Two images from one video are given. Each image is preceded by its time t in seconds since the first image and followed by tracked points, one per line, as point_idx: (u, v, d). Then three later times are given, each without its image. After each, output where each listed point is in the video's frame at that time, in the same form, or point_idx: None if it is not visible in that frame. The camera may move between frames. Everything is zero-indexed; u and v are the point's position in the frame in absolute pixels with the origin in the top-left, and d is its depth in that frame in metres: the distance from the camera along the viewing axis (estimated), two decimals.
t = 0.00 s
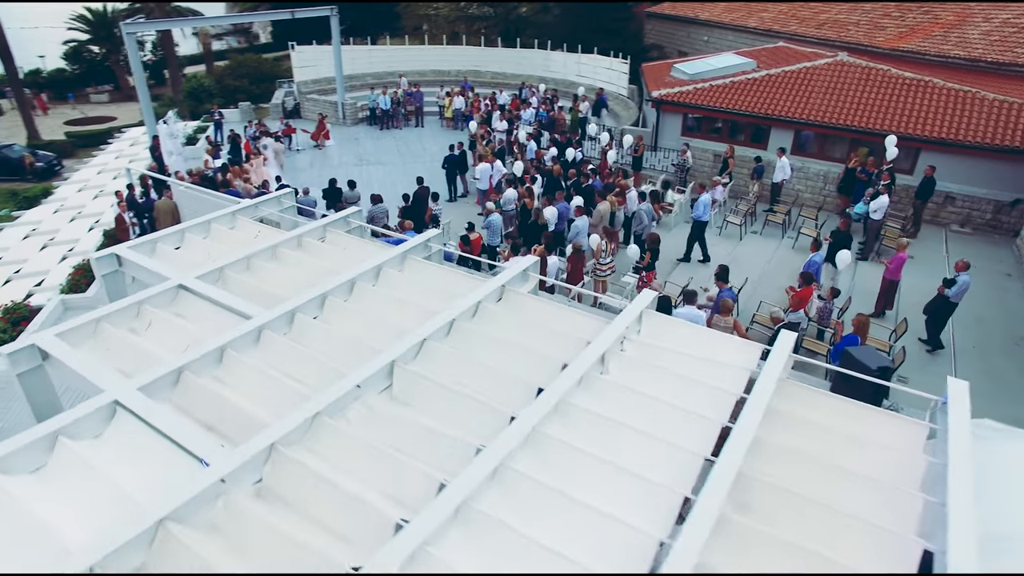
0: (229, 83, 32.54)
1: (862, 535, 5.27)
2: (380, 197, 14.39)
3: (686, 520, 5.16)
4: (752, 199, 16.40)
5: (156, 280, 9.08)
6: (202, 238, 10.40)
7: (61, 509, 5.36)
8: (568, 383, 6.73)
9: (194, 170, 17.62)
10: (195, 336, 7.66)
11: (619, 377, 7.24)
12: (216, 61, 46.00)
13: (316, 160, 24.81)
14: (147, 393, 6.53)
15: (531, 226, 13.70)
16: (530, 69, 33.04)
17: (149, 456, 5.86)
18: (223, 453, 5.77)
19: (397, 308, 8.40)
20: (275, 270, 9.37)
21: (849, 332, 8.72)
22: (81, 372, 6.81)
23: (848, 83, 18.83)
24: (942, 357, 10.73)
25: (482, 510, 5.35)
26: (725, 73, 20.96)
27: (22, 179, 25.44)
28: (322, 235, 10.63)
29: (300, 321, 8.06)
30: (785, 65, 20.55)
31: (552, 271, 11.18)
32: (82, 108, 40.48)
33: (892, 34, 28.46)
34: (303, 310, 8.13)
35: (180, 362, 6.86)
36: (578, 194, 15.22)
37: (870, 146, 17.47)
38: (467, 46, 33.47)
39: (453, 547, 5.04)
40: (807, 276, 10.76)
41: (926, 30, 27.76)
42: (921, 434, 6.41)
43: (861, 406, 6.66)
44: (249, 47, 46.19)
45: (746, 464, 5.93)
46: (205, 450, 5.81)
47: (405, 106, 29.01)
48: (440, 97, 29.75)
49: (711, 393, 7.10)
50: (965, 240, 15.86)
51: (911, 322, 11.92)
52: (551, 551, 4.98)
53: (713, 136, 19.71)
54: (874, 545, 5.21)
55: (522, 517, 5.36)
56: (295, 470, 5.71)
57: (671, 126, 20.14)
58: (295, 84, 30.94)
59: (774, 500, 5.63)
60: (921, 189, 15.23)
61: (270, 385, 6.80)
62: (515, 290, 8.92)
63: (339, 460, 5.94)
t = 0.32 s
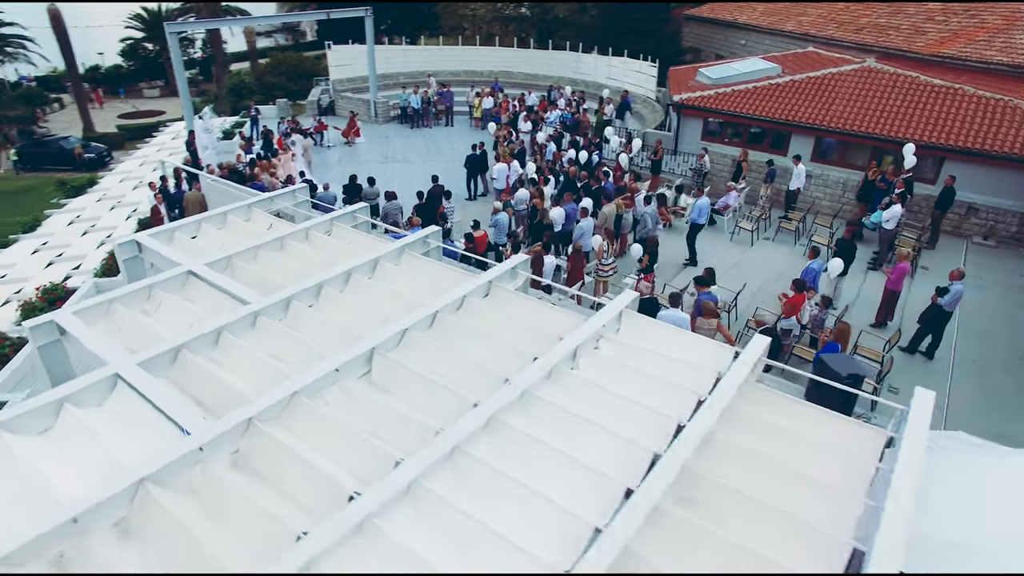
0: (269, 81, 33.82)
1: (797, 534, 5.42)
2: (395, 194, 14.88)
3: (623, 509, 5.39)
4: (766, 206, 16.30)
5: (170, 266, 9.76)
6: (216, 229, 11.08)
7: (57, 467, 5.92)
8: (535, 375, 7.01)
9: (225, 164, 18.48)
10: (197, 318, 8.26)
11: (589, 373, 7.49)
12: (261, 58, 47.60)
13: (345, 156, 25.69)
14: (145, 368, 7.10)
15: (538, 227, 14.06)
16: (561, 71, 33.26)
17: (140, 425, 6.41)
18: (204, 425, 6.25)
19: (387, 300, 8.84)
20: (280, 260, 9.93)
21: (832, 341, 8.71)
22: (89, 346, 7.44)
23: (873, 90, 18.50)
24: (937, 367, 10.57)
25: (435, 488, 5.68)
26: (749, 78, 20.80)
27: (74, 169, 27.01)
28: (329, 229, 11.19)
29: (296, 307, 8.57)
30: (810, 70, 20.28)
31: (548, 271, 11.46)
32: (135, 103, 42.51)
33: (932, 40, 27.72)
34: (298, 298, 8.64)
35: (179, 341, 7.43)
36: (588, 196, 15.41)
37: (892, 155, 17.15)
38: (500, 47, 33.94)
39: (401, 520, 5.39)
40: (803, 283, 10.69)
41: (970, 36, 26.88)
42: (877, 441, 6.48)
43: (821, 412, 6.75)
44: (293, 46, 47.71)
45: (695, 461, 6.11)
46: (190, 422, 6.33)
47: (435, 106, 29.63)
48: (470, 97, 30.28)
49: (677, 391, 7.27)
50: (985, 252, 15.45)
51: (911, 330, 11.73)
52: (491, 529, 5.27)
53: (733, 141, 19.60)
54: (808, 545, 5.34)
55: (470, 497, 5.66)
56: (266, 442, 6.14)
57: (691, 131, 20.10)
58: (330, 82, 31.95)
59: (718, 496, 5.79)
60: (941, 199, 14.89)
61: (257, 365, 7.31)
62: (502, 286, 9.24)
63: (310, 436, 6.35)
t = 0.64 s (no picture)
0: (302, 79, 34.88)
1: (732, 529, 5.61)
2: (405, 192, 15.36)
3: (563, 495, 5.68)
4: (775, 212, 16.22)
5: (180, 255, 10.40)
6: (227, 222, 11.70)
7: (55, 433, 6.50)
8: (502, 367, 7.32)
9: (250, 159, 19.27)
10: (198, 304, 8.83)
11: (560, 368, 7.75)
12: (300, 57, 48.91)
13: (369, 154, 26.43)
14: (145, 348, 7.68)
15: (543, 228, 14.34)
16: (588, 74, 33.35)
17: (133, 401, 6.98)
18: (189, 402, 6.77)
19: (376, 292, 9.27)
20: (282, 252, 10.46)
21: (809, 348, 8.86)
22: (97, 326, 8.07)
23: (894, 97, 18.18)
24: (924, 377, 10.55)
25: (392, 468, 6.06)
26: (769, 83, 20.62)
27: (116, 161, 28.40)
28: (333, 224, 11.71)
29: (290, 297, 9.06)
30: (832, 76, 20.00)
31: (543, 271, 11.50)
32: (178, 98, 44.26)
33: (969, 46, 26.96)
34: (293, 289, 9.14)
35: (177, 325, 8.00)
36: (594, 198, 15.58)
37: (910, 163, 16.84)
38: (528, 49, 34.27)
39: (357, 496, 5.80)
40: (793, 290, 10.74)
41: (1009, 41, 26.03)
42: (828, 445, 6.61)
43: (778, 414, 6.90)
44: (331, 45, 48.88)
45: (646, 455, 6.32)
46: (177, 399, 6.85)
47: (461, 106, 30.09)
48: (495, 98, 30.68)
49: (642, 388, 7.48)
50: (1000, 264, 15.12)
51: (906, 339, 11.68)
52: (437, 509, 5.64)
53: (749, 146, 19.49)
54: (740, 538, 5.53)
55: (424, 479, 6.03)
56: (244, 420, 6.62)
57: (707, 135, 20.05)
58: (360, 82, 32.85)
59: (661, 490, 6.02)
60: (954, 209, 14.64)
61: (246, 350, 7.81)
62: (489, 283, 9.54)
63: (286, 416, 6.81)
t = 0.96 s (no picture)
0: (329, 78, 35.79)
1: (672, 523, 5.79)
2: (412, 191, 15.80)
3: (511, 483, 5.95)
4: (783, 218, 16.15)
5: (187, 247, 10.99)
6: (236, 216, 12.29)
7: (53, 407, 7.04)
8: (472, 359, 7.62)
9: (269, 156, 19.95)
10: (197, 293, 9.37)
11: (532, 364, 7.99)
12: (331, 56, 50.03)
13: (389, 153, 27.05)
14: (142, 333, 8.20)
15: (543, 228, 14.58)
16: (610, 76, 33.38)
17: (127, 381, 7.48)
18: (175, 383, 7.26)
19: (365, 287, 9.67)
20: (284, 247, 10.96)
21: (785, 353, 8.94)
22: (102, 311, 8.64)
23: (910, 103, 17.91)
24: (910, 390, 10.49)
25: (354, 452, 6.40)
26: (784, 87, 20.48)
27: (150, 156, 29.62)
28: (334, 220, 12.18)
29: (284, 288, 9.54)
30: (849, 81, 19.76)
31: (534, 271, 11.78)
32: (214, 96, 45.78)
33: (1001, 51, 26.24)
34: (287, 281, 9.62)
35: (174, 311, 8.52)
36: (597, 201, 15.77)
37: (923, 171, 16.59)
38: (551, 51, 34.49)
39: (319, 476, 6.16)
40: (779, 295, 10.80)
41: None
42: (782, 447, 6.74)
43: (738, 414, 7.03)
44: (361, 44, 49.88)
45: (600, 448, 6.53)
46: (166, 380, 7.36)
47: (482, 107, 30.48)
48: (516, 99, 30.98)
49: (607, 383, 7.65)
50: (1010, 275, 14.83)
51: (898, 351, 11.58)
52: (391, 491, 5.96)
53: (761, 151, 19.38)
54: (679, 531, 5.71)
55: (385, 463, 6.34)
56: (224, 401, 7.07)
57: (719, 139, 20.01)
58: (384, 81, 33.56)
59: (610, 482, 6.20)
60: (962, 218, 14.43)
61: (236, 338, 8.30)
62: (474, 280, 9.87)
63: (264, 400, 7.23)
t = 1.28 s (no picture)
0: (354, 78, 36.57)
1: (613, 515, 6.02)
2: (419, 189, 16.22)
3: (462, 471, 6.25)
4: (788, 223, 16.08)
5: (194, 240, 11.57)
6: (243, 212, 12.85)
7: (53, 385, 7.59)
8: (445, 354, 7.93)
9: (287, 154, 20.59)
10: (197, 283, 9.90)
11: (504, 360, 8.25)
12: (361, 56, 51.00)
13: (407, 152, 27.56)
14: (141, 319, 8.74)
15: (543, 229, 14.82)
16: (631, 79, 33.35)
17: (124, 364, 8.02)
18: (165, 366, 7.76)
19: (354, 282, 10.07)
20: (284, 242, 11.43)
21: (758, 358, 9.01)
22: (106, 298, 9.22)
23: (925, 110, 17.62)
24: (894, 399, 10.42)
25: (322, 436, 6.79)
26: (797, 92, 20.31)
27: (182, 151, 30.78)
28: (335, 217, 12.62)
29: (279, 281, 10.00)
30: (864, 86, 19.52)
31: (525, 270, 12.06)
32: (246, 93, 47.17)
33: None
34: (282, 275, 10.08)
35: (172, 300, 9.05)
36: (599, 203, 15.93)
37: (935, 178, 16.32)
38: (573, 53, 34.58)
39: (287, 457, 6.56)
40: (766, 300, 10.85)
41: None
42: (735, 448, 6.90)
43: (696, 416, 7.19)
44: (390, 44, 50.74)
45: (555, 442, 6.78)
46: (157, 363, 7.87)
47: (501, 108, 30.76)
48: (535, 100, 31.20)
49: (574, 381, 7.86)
50: (1018, 286, 14.55)
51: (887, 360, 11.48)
52: (352, 474, 6.32)
53: (772, 156, 19.26)
54: (623, 522, 5.95)
55: (349, 448, 6.71)
56: (208, 386, 7.55)
57: (729, 144, 19.94)
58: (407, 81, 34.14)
59: (560, 474, 6.44)
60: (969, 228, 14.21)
61: (228, 326, 8.80)
62: (461, 278, 10.16)
63: (245, 386, 7.67)
